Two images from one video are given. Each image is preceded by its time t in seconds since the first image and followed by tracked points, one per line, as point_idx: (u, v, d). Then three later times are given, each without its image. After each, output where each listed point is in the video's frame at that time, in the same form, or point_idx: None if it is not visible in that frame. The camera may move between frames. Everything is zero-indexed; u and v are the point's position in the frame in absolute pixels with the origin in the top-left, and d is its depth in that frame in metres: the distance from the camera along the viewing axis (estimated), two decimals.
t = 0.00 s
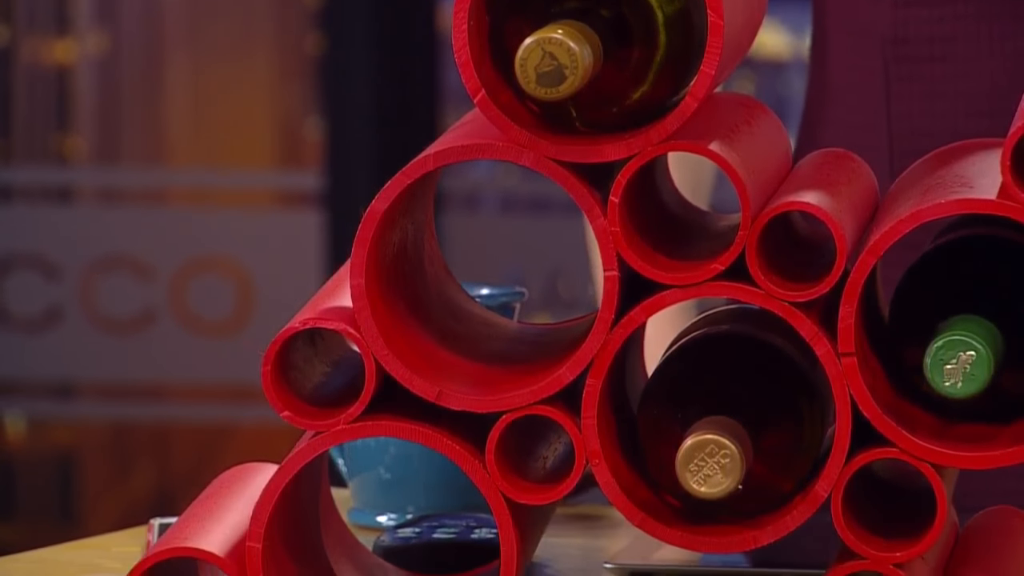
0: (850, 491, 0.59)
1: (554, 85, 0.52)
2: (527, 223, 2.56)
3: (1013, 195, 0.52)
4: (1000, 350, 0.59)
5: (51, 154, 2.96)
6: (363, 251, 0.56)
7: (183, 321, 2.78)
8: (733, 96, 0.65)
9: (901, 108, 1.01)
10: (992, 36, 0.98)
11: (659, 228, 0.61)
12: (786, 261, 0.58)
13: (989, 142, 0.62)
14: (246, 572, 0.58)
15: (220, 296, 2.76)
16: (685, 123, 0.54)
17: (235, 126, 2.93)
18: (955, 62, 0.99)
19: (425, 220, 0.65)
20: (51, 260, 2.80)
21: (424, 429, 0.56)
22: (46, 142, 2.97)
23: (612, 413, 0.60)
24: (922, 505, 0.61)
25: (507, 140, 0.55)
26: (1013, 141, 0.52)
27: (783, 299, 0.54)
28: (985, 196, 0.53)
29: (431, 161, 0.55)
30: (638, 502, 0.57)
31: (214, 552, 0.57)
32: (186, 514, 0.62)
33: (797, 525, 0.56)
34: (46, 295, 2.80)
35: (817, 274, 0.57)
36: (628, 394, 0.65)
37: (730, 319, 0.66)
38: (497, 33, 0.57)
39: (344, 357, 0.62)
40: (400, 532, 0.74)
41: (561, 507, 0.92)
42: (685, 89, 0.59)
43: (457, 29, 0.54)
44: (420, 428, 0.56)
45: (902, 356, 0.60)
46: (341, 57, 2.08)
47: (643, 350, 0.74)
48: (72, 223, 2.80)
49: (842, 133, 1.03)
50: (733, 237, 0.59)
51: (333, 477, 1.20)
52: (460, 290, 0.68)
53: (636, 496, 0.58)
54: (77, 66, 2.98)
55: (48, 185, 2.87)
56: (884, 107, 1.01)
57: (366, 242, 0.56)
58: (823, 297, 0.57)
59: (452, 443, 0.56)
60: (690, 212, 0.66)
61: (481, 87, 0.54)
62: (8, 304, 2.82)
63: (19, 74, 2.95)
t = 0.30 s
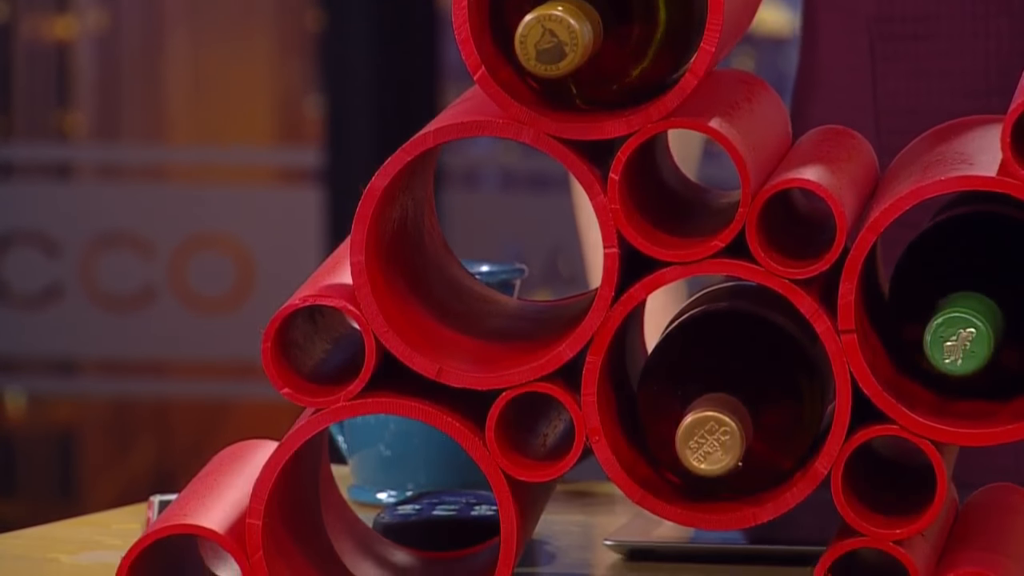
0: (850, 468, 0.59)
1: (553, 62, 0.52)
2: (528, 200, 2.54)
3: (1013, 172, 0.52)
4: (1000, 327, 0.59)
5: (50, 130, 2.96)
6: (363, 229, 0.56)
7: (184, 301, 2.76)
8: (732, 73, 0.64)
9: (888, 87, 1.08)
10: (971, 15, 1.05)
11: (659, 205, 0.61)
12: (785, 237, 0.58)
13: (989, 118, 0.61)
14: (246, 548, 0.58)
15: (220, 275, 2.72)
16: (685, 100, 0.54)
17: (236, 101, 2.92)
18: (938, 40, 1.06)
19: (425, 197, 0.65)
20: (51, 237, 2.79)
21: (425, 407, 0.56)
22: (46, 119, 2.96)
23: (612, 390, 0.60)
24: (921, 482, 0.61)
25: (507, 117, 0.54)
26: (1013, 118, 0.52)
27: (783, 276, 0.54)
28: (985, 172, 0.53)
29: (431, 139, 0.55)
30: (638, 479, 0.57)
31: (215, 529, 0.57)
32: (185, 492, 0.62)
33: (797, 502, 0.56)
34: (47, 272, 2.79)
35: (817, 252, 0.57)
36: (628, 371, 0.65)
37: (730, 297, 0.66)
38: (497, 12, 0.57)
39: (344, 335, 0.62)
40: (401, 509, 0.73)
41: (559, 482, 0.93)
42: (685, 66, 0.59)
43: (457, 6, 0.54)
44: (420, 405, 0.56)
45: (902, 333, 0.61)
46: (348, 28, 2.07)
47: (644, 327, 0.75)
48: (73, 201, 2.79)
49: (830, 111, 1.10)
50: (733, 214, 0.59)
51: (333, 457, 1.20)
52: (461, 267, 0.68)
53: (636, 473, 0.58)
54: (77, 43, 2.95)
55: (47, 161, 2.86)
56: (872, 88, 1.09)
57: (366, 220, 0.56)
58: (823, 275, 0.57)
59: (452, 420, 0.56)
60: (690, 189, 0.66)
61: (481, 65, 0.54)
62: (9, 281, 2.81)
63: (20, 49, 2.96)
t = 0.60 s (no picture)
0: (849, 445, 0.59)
1: (554, 39, 0.52)
2: (529, 177, 2.37)
3: (1012, 149, 0.52)
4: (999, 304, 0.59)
5: (50, 107, 2.73)
6: (362, 206, 0.56)
7: (184, 276, 2.68)
8: (731, 49, 0.64)
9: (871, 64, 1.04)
10: None
11: (659, 181, 0.61)
12: (785, 214, 0.58)
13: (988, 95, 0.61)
14: (246, 525, 0.58)
15: (220, 250, 2.64)
16: (685, 76, 0.54)
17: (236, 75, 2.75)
18: (924, 11, 1.07)
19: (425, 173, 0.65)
20: (51, 213, 2.67)
21: (424, 384, 0.56)
22: (44, 95, 2.73)
23: (612, 367, 0.60)
24: (920, 460, 0.61)
25: (506, 94, 0.54)
26: (1013, 94, 0.52)
27: (783, 253, 0.54)
28: (985, 149, 0.53)
29: (431, 116, 0.55)
30: (638, 456, 0.57)
31: (215, 506, 0.57)
32: (185, 469, 0.62)
33: (796, 479, 0.56)
34: (47, 249, 2.69)
35: (816, 229, 0.57)
36: (628, 348, 0.65)
37: (728, 273, 0.66)
38: None
39: (344, 312, 0.62)
40: (401, 486, 0.74)
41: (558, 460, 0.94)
42: (684, 43, 0.58)
43: None
44: (420, 382, 0.57)
45: (903, 309, 0.61)
46: None
47: (644, 304, 0.75)
48: (73, 177, 2.66)
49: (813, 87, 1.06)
50: (732, 192, 0.59)
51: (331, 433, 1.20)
52: (461, 244, 0.68)
53: (636, 450, 0.58)
54: (76, 18, 2.71)
55: (47, 137, 2.68)
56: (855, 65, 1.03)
57: (366, 197, 0.56)
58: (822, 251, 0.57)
59: (451, 396, 0.56)
60: (690, 166, 0.66)
61: (480, 41, 0.54)
62: (8, 257, 2.72)
63: (20, 23, 2.72)
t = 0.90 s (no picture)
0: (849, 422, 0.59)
1: (554, 16, 0.51)
2: (529, 155, 2.33)
3: (1012, 126, 0.52)
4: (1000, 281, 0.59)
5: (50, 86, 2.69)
6: (362, 183, 0.56)
7: (182, 252, 2.68)
8: (731, 26, 0.64)
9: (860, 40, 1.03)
10: None
11: (659, 159, 0.61)
12: (785, 192, 0.58)
13: (990, 72, 0.61)
14: (246, 503, 0.58)
15: (220, 227, 2.63)
16: (685, 53, 0.53)
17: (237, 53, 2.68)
18: None
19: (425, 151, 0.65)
20: (49, 189, 2.66)
21: (424, 361, 0.56)
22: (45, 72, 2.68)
23: (612, 345, 0.60)
24: (921, 439, 0.61)
25: (507, 71, 0.54)
26: (1013, 72, 0.52)
27: (783, 231, 0.54)
28: (985, 126, 0.53)
29: (431, 94, 0.55)
30: (638, 434, 0.58)
31: (215, 484, 0.58)
32: (185, 446, 0.63)
33: (797, 456, 0.56)
34: (47, 227, 2.66)
35: (816, 206, 0.57)
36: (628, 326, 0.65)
37: (728, 251, 0.66)
38: None
39: (344, 289, 0.62)
40: (401, 463, 0.74)
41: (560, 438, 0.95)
42: (684, 20, 0.58)
43: None
44: (419, 359, 0.57)
45: (903, 288, 0.61)
46: None
47: (644, 282, 0.75)
48: (75, 154, 2.65)
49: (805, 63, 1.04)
50: (732, 169, 0.59)
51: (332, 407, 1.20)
52: (461, 222, 0.68)
53: (637, 429, 0.58)
54: None
55: (48, 116, 2.68)
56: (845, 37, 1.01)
57: (366, 174, 0.56)
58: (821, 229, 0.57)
59: (452, 374, 0.57)
60: (690, 144, 0.66)
61: (480, 19, 0.54)
62: (8, 234, 2.69)
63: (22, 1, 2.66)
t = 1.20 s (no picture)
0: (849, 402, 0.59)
1: None
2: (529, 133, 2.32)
3: (1012, 106, 0.52)
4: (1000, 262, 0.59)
5: (50, 66, 2.67)
6: (362, 163, 0.56)
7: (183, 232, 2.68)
8: (732, 6, 0.64)
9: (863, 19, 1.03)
10: None
11: (659, 139, 0.61)
12: (785, 172, 0.58)
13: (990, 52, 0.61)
14: (246, 483, 0.58)
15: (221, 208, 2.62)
16: (686, 33, 0.53)
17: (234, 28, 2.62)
18: None
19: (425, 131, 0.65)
20: (49, 169, 2.66)
21: (424, 340, 0.56)
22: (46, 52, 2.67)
23: (612, 324, 0.60)
24: (921, 420, 0.61)
25: (507, 51, 0.54)
26: (1013, 52, 0.52)
27: (783, 210, 0.54)
28: (985, 106, 0.53)
29: (430, 74, 0.55)
30: (639, 414, 0.58)
31: (215, 464, 0.58)
32: (185, 426, 0.63)
33: (796, 437, 0.56)
34: (47, 205, 2.69)
35: (817, 187, 0.57)
36: (628, 305, 0.65)
37: (728, 232, 0.66)
38: None
39: (345, 269, 0.62)
40: (401, 443, 0.74)
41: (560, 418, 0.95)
42: None
43: None
44: (419, 339, 0.57)
45: (902, 269, 0.61)
46: None
47: (643, 262, 0.75)
48: (75, 134, 2.65)
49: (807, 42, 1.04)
50: (732, 149, 0.59)
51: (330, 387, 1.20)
52: (461, 202, 0.68)
53: (637, 409, 0.58)
54: None
55: (47, 95, 2.67)
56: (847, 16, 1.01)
57: (366, 154, 0.56)
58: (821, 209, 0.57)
59: (452, 354, 0.57)
60: (690, 124, 0.66)
61: None
62: (8, 214, 2.72)
63: None
